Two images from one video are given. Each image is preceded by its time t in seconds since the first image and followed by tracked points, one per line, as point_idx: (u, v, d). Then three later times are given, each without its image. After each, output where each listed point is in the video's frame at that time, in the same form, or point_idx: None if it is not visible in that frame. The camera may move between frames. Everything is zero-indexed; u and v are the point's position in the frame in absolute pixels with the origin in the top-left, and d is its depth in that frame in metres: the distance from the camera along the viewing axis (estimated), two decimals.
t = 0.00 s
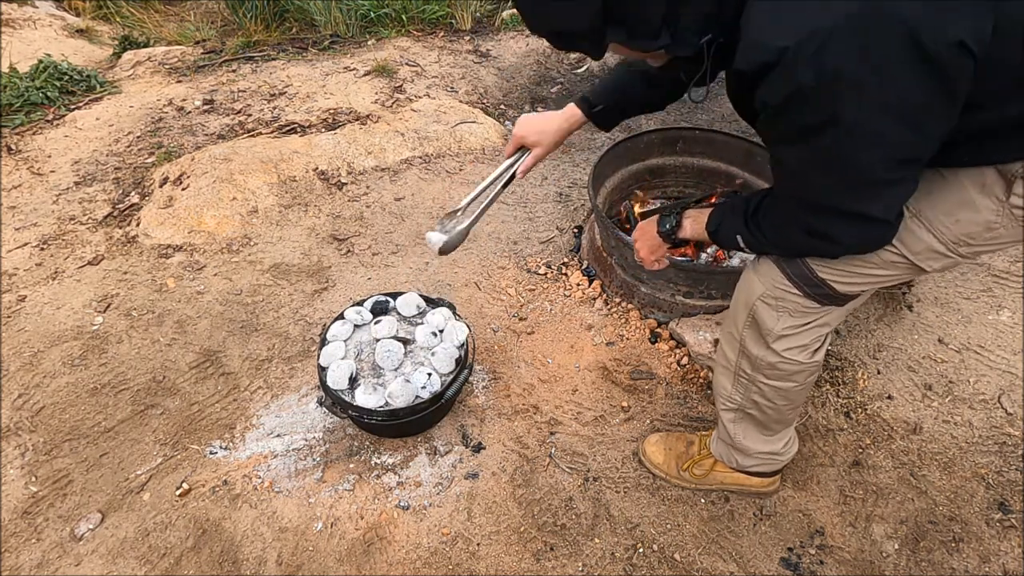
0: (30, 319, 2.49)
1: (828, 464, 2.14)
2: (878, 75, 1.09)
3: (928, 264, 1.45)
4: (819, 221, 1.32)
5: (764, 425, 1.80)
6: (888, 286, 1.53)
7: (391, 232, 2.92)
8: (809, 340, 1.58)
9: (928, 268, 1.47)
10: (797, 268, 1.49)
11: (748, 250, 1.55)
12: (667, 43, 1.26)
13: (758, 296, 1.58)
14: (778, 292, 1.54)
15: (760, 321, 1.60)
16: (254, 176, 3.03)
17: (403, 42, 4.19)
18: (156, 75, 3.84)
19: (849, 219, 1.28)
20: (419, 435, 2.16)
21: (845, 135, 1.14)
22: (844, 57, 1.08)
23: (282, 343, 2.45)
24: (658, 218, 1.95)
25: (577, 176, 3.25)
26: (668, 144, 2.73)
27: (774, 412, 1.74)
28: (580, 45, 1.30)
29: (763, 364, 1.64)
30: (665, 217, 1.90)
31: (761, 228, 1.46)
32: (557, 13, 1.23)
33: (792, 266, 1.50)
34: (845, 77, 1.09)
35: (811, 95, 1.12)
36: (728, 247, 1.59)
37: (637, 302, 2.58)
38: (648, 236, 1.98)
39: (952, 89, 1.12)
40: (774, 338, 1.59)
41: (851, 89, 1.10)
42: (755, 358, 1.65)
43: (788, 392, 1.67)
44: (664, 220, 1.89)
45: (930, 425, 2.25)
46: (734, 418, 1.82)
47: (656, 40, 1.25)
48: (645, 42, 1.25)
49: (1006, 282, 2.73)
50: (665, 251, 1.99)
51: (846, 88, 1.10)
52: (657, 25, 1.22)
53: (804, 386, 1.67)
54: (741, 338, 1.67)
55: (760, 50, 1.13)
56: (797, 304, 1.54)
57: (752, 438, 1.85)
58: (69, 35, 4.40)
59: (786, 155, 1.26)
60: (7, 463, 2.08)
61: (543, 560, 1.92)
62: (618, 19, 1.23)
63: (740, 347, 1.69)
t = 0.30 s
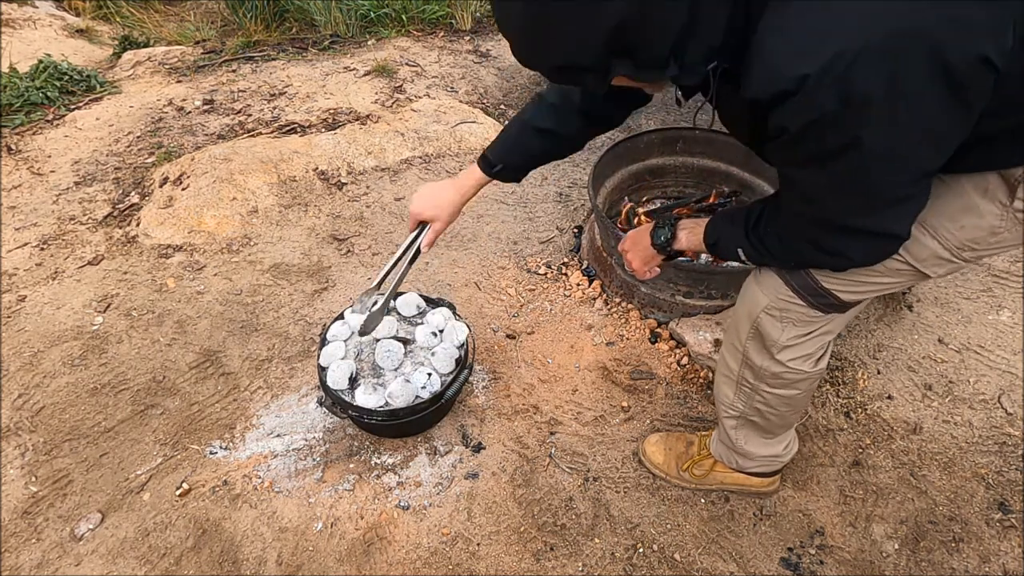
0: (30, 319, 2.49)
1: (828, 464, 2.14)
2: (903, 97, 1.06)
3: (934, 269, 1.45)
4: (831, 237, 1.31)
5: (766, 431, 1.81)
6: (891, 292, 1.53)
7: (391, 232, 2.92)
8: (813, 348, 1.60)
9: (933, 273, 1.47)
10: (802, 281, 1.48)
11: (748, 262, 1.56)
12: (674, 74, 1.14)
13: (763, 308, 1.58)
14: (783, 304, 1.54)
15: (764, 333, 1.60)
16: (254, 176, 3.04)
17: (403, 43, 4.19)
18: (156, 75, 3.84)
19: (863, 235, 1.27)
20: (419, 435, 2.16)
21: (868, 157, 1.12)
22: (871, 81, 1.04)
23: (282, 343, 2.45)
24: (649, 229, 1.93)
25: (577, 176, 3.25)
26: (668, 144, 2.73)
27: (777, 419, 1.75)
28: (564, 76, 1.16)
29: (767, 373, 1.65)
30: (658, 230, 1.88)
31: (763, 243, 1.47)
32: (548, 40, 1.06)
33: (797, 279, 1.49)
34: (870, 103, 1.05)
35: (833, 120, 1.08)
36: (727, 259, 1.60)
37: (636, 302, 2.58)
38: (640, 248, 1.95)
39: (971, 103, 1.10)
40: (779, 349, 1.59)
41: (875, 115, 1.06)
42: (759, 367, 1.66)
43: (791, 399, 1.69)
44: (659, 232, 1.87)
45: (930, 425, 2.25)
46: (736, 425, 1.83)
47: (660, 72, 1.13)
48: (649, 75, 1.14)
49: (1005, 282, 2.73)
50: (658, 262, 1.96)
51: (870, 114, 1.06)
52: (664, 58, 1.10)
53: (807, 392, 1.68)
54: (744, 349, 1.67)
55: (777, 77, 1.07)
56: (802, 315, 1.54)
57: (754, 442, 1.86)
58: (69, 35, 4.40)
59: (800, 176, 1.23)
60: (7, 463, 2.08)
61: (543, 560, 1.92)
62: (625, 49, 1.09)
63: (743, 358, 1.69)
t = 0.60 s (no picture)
0: (30, 319, 2.49)
1: (828, 464, 2.14)
2: (912, 113, 1.05)
3: (936, 272, 1.45)
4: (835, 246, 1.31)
5: (767, 434, 1.81)
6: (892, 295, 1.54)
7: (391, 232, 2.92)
8: (813, 354, 1.60)
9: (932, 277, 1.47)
10: (802, 288, 1.48)
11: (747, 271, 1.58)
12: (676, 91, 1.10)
13: (763, 316, 1.58)
14: (784, 312, 1.54)
15: (765, 340, 1.60)
16: (254, 176, 3.04)
17: (403, 43, 4.19)
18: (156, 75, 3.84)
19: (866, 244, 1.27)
20: (419, 435, 2.17)
21: (876, 171, 1.12)
22: (880, 97, 1.03)
23: (282, 343, 2.45)
24: (644, 237, 1.93)
25: (577, 176, 3.25)
26: (668, 143, 2.73)
27: (777, 423, 1.75)
28: (563, 94, 1.15)
29: (768, 379, 1.65)
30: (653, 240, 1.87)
31: (762, 251, 1.48)
32: (544, 51, 1.05)
33: (797, 286, 1.49)
34: (879, 120, 1.05)
35: (841, 137, 1.08)
36: (726, 267, 1.62)
37: (636, 303, 2.58)
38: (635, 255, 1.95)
39: (979, 112, 1.09)
40: (780, 355, 1.59)
41: (884, 130, 1.06)
42: (760, 374, 1.66)
43: (792, 405, 1.69)
44: (653, 241, 1.86)
45: (930, 425, 2.25)
46: (736, 430, 1.83)
47: (662, 90, 1.09)
48: (650, 93, 1.09)
49: (1006, 282, 2.72)
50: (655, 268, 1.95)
51: (879, 129, 1.06)
52: (665, 75, 1.06)
53: (807, 397, 1.69)
54: (744, 355, 1.67)
55: (784, 95, 1.07)
56: (803, 321, 1.54)
57: (754, 445, 1.86)
58: (69, 35, 4.40)
59: (805, 189, 1.23)
60: (7, 463, 2.08)
61: (543, 560, 1.92)
62: (625, 64, 1.06)
63: (744, 364, 1.69)
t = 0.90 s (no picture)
0: (30, 319, 2.49)
1: (828, 464, 2.14)
2: (916, 107, 1.06)
3: (935, 267, 1.45)
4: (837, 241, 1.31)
5: (768, 432, 1.81)
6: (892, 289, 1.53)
7: (391, 232, 2.92)
8: (815, 350, 1.59)
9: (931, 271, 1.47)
10: (803, 282, 1.48)
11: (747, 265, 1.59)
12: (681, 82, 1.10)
13: (765, 310, 1.58)
14: (785, 306, 1.54)
15: (766, 335, 1.60)
16: (254, 177, 3.04)
17: (403, 43, 4.19)
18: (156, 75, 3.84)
19: (868, 239, 1.27)
20: (419, 435, 2.16)
21: (879, 166, 1.12)
22: (884, 92, 1.04)
23: (282, 343, 2.45)
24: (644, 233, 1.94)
25: (576, 176, 3.25)
26: (668, 143, 2.73)
27: (779, 420, 1.75)
28: (568, 85, 1.16)
29: (769, 375, 1.65)
30: (654, 236, 1.87)
31: (764, 248, 1.49)
32: (547, 49, 1.07)
33: (798, 279, 1.49)
34: (883, 114, 1.05)
35: (845, 130, 1.08)
36: (727, 263, 1.62)
37: (636, 303, 2.58)
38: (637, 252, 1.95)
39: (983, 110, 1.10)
40: (782, 350, 1.59)
41: (889, 124, 1.06)
42: (761, 370, 1.66)
43: (793, 401, 1.69)
44: (654, 237, 1.86)
45: (930, 425, 2.25)
46: (737, 427, 1.83)
47: (667, 81, 1.09)
48: (654, 84, 1.10)
49: (1006, 282, 2.72)
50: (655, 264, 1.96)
51: (883, 123, 1.06)
52: (670, 67, 1.07)
53: (808, 393, 1.68)
54: (746, 351, 1.67)
55: (789, 87, 1.09)
56: (804, 315, 1.54)
57: (755, 443, 1.86)
58: (69, 35, 4.40)
59: (808, 184, 1.23)
60: (7, 463, 2.08)
61: (543, 559, 1.92)
62: (628, 58, 1.06)
63: (746, 360, 1.69)
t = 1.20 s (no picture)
0: (30, 319, 2.49)
1: (828, 464, 2.14)
2: (938, 64, 1.09)
3: (938, 242, 1.44)
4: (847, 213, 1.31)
5: (774, 421, 1.79)
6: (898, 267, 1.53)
7: (391, 232, 2.92)
8: (824, 330, 1.58)
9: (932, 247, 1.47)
10: (813, 259, 1.48)
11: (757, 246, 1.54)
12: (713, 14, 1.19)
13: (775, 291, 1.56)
14: (796, 285, 1.53)
15: (775, 316, 1.58)
16: (254, 177, 3.04)
17: (403, 43, 4.19)
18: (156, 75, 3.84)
19: (879, 206, 1.27)
20: (419, 435, 2.17)
21: (902, 123, 1.13)
22: (909, 45, 1.08)
23: (282, 343, 2.45)
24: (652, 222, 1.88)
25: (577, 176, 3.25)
26: (668, 143, 2.73)
27: (785, 407, 1.73)
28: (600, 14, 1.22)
29: (777, 358, 1.63)
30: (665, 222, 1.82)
31: (772, 226, 1.46)
32: None
33: (809, 256, 1.48)
34: (908, 67, 1.09)
35: (871, 82, 1.11)
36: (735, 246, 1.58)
37: (636, 303, 2.58)
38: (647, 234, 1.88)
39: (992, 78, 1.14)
40: (791, 330, 1.58)
41: (913, 79, 1.10)
42: (769, 353, 1.64)
43: (800, 386, 1.67)
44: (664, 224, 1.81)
45: (930, 425, 2.25)
46: (742, 415, 1.81)
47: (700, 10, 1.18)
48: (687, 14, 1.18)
49: (1006, 281, 2.72)
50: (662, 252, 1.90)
51: (908, 77, 1.09)
52: None
53: (816, 378, 1.67)
54: (754, 333, 1.65)
55: (821, 33, 1.12)
56: (813, 294, 1.53)
57: (759, 436, 1.85)
58: (69, 35, 4.40)
59: (829, 141, 1.24)
60: (7, 463, 2.08)
61: (543, 559, 1.92)
62: None
63: (753, 343, 1.67)
